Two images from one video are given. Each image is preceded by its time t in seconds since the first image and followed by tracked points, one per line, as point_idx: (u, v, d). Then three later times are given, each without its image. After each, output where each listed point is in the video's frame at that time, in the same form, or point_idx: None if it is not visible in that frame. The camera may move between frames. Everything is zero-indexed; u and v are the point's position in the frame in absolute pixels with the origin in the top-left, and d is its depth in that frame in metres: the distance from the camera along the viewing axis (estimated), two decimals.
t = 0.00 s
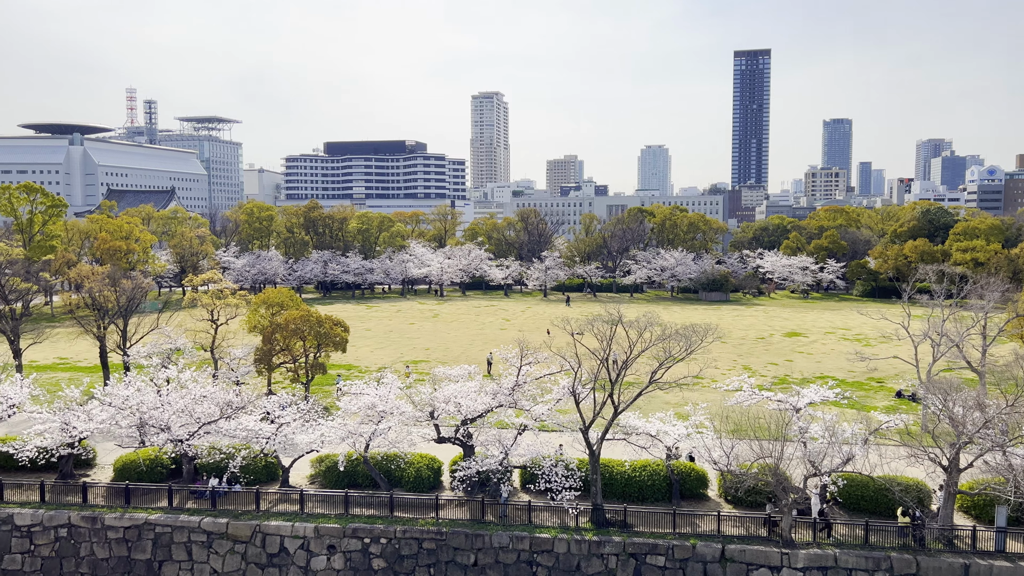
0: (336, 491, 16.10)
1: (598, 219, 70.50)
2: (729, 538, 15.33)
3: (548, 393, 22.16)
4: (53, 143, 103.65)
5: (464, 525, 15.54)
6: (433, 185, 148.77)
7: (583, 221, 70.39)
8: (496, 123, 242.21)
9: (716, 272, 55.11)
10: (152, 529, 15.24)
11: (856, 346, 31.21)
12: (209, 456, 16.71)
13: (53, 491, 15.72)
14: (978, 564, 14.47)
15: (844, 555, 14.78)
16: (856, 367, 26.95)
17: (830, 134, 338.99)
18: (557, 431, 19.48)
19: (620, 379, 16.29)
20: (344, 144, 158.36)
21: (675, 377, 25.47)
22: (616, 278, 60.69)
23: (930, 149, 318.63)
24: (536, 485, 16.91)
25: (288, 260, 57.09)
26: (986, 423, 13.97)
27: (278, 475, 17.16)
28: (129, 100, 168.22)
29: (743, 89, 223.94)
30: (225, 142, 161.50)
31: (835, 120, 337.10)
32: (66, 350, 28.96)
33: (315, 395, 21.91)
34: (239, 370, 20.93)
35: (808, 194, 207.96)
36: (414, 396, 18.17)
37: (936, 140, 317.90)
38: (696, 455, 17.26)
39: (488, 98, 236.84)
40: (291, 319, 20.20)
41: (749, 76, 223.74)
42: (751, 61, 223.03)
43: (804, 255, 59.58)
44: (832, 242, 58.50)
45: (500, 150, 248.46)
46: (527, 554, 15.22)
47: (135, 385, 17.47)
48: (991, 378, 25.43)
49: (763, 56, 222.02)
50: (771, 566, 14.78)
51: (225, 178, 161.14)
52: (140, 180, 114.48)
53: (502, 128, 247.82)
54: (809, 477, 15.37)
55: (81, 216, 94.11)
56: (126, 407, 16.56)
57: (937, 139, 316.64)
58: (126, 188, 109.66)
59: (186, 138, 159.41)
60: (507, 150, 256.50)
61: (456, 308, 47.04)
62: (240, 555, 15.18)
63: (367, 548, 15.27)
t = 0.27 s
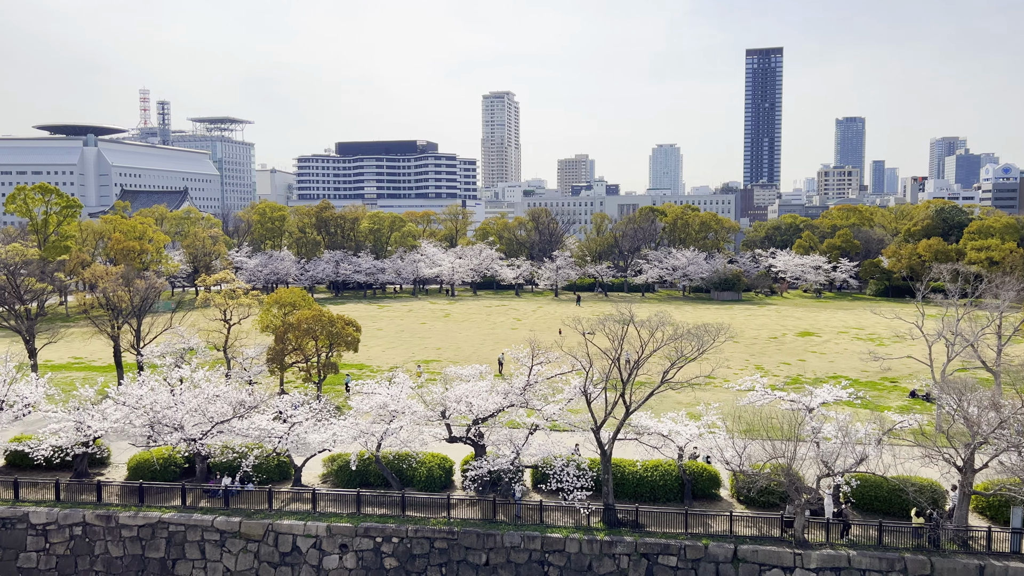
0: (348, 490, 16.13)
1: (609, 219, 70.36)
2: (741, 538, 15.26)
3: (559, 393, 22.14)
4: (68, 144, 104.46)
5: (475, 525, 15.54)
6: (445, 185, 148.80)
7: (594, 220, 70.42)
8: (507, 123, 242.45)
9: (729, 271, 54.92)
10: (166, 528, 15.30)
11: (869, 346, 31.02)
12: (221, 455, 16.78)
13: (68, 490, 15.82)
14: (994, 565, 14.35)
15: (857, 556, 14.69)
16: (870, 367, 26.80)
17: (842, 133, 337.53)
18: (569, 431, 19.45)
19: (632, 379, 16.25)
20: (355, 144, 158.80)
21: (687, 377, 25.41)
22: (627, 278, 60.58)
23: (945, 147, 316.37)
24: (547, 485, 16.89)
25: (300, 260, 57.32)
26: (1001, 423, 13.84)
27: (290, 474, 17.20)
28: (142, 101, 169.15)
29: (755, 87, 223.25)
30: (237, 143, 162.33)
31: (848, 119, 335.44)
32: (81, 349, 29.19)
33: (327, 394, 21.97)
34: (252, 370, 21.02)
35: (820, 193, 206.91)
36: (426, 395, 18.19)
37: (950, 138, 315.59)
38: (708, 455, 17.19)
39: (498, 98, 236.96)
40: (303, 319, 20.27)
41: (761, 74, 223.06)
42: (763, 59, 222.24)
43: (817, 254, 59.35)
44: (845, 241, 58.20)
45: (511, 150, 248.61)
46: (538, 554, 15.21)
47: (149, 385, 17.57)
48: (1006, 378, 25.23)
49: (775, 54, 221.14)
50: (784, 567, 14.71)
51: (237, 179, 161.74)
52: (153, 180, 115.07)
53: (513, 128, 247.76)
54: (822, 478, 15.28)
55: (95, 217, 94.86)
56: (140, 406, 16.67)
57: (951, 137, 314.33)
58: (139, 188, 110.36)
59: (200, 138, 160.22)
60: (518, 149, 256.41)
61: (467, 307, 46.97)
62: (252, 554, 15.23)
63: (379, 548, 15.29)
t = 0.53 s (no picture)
0: (360, 490, 16.17)
1: (620, 219, 70.39)
2: (754, 538, 15.20)
3: (571, 392, 22.13)
4: (82, 146, 105.34)
5: (487, 525, 15.54)
6: (456, 185, 148.86)
7: (605, 220, 70.44)
8: (519, 122, 242.70)
9: (741, 270, 54.76)
10: (179, 527, 15.37)
11: (882, 345, 30.86)
12: (234, 455, 16.86)
13: (83, 489, 15.92)
14: (1009, 567, 14.23)
15: (870, 557, 14.61)
16: (883, 367, 26.65)
17: (855, 132, 336.62)
18: (580, 431, 19.43)
19: (643, 379, 16.21)
20: (367, 144, 159.29)
21: (698, 377, 25.37)
22: (638, 278, 60.48)
23: (958, 146, 314.07)
24: (559, 485, 16.87)
25: (312, 260, 57.52)
26: (1016, 423, 13.72)
27: (302, 474, 17.25)
28: (155, 102, 170.14)
29: (766, 86, 222.43)
30: (250, 145, 163.55)
31: (861, 117, 333.84)
32: (95, 349, 29.40)
33: (339, 394, 22.03)
34: (264, 369, 21.12)
35: (833, 192, 205.85)
36: (437, 395, 18.25)
37: (965, 136, 313.35)
38: (720, 455, 17.14)
39: (506, 99, 237.02)
40: (315, 319, 20.33)
41: (773, 73, 222.27)
42: (775, 58, 221.42)
43: (830, 253, 59.07)
44: (858, 240, 57.92)
45: (522, 151, 248.60)
46: (550, 554, 15.20)
47: (162, 385, 17.67)
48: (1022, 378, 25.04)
49: (786, 53, 220.19)
50: (797, 568, 14.64)
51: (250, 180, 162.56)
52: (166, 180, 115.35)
53: (523, 128, 247.79)
54: (835, 478, 15.20)
55: (109, 218, 95.66)
56: (154, 406, 16.79)
57: (965, 136, 312.11)
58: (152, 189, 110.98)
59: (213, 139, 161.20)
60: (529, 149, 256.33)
61: (478, 308, 46.95)
62: (265, 553, 15.30)
63: (391, 547, 15.32)
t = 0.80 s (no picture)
0: (372, 490, 16.21)
1: (631, 218, 70.35)
2: (766, 539, 15.14)
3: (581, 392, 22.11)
4: (96, 147, 106.17)
5: (498, 525, 15.54)
6: (467, 185, 148.78)
7: (617, 220, 70.39)
8: (530, 122, 242.68)
9: (753, 270, 54.55)
10: (192, 526, 15.45)
11: (895, 346, 30.69)
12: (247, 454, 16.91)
13: (97, 488, 16.01)
14: None
15: (884, 559, 14.52)
16: (896, 367, 26.50)
17: (868, 129, 335.34)
18: (591, 431, 19.40)
19: (654, 379, 16.16)
20: (378, 144, 159.92)
21: (710, 377, 25.31)
22: (649, 278, 60.37)
23: (972, 144, 311.69)
24: (570, 485, 16.85)
25: (324, 260, 57.69)
26: None
27: (314, 473, 17.30)
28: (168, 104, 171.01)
29: (778, 85, 221.56)
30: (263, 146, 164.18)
31: (874, 116, 332.13)
32: (109, 349, 29.61)
33: (350, 394, 22.07)
34: (276, 369, 21.19)
35: (846, 191, 204.71)
36: (448, 395, 18.29)
37: (979, 135, 310.90)
38: (732, 455, 17.07)
39: (518, 99, 237.43)
40: (326, 319, 20.39)
41: (784, 72, 221.35)
42: (787, 57, 220.49)
43: (842, 252, 58.77)
44: (871, 240, 57.62)
45: (534, 150, 248.74)
46: (561, 554, 15.18)
47: (175, 385, 17.78)
48: None
49: (798, 52, 219.22)
50: (810, 569, 14.56)
51: (263, 181, 163.14)
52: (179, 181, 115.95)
53: (533, 128, 247.69)
54: (848, 479, 15.13)
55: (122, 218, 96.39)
56: (167, 406, 16.91)
57: (979, 134, 309.69)
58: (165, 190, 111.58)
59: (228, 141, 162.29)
60: (539, 149, 256.18)
61: (489, 308, 46.92)
62: (277, 552, 15.35)
63: (402, 547, 15.33)
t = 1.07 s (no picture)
0: (383, 490, 16.24)
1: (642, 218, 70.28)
2: (778, 540, 15.07)
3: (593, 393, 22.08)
4: (109, 149, 106.86)
5: (510, 525, 15.54)
6: (478, 185, 148.66)
7: (628, 220, 70.35)
8: (541, 122, 242.79)
9: (765, 270, 54.33)
10: (205, 526, 15.52)
11: (909, 345, 30.52)
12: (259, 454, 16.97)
13: (111, 488, 16.09)
14: None
15: (897, 560, 14.43)
16: (910, 367, 26.35)
17: (881, 128, 333.46)
18: (603, 431, 19.39)
19: (666, 380, 16.11)
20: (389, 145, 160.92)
21: (722, 377, 25.25)
22: (661, 278, 60.22)
23: (986, 143, 309.35)
24: (581, 486, 16.82)
25: (335, 261, 57.87)
26: None
27: (326, 473, 17.34)
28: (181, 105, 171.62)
29: (789, 84, 220.68)
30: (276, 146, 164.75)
31: (886, 115, 330.44)
32: (122, 350, 29.79)
33: (362, 394, 22.12)
34: (288, 370, 21.27)
35: (858, 190, 203.55)
36: (459, 396, 18.32)
37: (992, 133, 308.54)
38: (744, 456, 17.00)
39: (529, 99, 237.47)
40: (338, 320, 20.45)
41: (795, 71, 220.42)
42: (798, 56, 219.53)
43: (855, 252, 58.44)
44: (884, 239, 57.29)
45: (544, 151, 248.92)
46: (572, 555, 15.15)
47: (188, 385, 17.86)
48: None
49: (810, 51, 218.23)
50: (822, 570, 14.49)
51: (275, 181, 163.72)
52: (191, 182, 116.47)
53: (544, 128, 247.56)
54: (861, 480, 15.04)
55: (136, 220, 97.02)
56: (180, 406, 17.00)
57: (993, 133, 307.37)
58: (177, 191, 112.08)
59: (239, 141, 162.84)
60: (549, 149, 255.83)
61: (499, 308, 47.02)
62: (289, 552, 15.39)
63: (414, 547, 15.35)
